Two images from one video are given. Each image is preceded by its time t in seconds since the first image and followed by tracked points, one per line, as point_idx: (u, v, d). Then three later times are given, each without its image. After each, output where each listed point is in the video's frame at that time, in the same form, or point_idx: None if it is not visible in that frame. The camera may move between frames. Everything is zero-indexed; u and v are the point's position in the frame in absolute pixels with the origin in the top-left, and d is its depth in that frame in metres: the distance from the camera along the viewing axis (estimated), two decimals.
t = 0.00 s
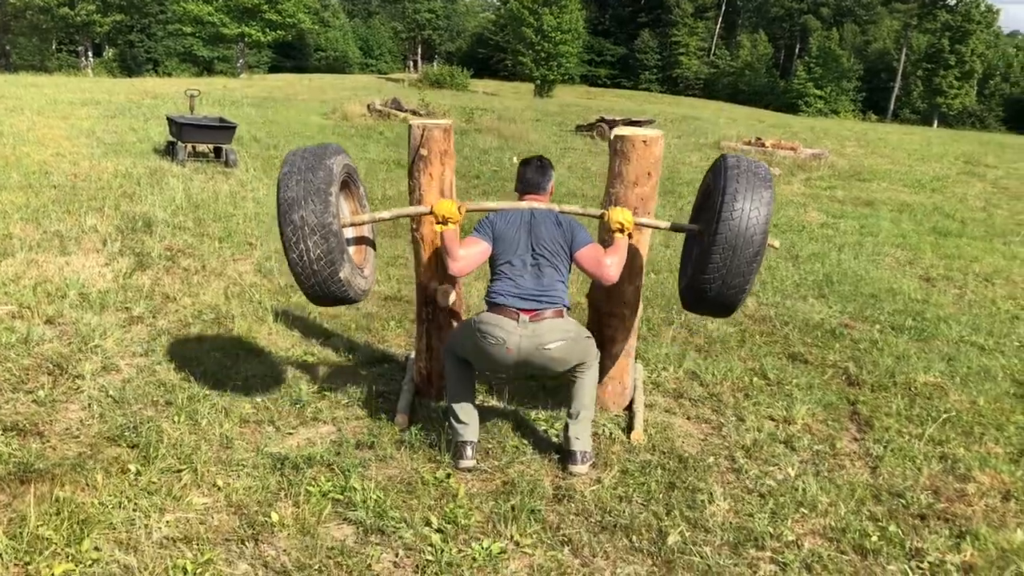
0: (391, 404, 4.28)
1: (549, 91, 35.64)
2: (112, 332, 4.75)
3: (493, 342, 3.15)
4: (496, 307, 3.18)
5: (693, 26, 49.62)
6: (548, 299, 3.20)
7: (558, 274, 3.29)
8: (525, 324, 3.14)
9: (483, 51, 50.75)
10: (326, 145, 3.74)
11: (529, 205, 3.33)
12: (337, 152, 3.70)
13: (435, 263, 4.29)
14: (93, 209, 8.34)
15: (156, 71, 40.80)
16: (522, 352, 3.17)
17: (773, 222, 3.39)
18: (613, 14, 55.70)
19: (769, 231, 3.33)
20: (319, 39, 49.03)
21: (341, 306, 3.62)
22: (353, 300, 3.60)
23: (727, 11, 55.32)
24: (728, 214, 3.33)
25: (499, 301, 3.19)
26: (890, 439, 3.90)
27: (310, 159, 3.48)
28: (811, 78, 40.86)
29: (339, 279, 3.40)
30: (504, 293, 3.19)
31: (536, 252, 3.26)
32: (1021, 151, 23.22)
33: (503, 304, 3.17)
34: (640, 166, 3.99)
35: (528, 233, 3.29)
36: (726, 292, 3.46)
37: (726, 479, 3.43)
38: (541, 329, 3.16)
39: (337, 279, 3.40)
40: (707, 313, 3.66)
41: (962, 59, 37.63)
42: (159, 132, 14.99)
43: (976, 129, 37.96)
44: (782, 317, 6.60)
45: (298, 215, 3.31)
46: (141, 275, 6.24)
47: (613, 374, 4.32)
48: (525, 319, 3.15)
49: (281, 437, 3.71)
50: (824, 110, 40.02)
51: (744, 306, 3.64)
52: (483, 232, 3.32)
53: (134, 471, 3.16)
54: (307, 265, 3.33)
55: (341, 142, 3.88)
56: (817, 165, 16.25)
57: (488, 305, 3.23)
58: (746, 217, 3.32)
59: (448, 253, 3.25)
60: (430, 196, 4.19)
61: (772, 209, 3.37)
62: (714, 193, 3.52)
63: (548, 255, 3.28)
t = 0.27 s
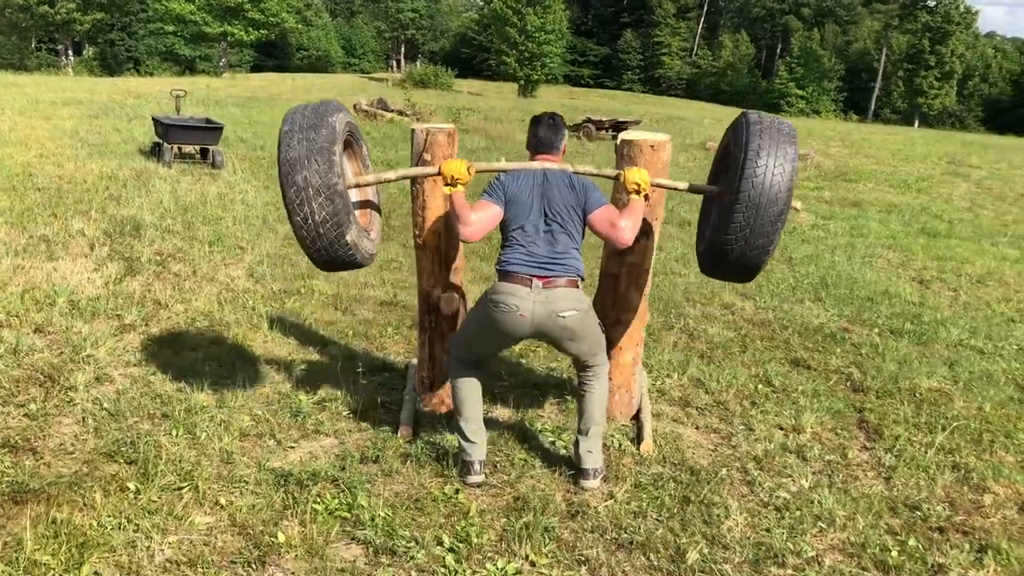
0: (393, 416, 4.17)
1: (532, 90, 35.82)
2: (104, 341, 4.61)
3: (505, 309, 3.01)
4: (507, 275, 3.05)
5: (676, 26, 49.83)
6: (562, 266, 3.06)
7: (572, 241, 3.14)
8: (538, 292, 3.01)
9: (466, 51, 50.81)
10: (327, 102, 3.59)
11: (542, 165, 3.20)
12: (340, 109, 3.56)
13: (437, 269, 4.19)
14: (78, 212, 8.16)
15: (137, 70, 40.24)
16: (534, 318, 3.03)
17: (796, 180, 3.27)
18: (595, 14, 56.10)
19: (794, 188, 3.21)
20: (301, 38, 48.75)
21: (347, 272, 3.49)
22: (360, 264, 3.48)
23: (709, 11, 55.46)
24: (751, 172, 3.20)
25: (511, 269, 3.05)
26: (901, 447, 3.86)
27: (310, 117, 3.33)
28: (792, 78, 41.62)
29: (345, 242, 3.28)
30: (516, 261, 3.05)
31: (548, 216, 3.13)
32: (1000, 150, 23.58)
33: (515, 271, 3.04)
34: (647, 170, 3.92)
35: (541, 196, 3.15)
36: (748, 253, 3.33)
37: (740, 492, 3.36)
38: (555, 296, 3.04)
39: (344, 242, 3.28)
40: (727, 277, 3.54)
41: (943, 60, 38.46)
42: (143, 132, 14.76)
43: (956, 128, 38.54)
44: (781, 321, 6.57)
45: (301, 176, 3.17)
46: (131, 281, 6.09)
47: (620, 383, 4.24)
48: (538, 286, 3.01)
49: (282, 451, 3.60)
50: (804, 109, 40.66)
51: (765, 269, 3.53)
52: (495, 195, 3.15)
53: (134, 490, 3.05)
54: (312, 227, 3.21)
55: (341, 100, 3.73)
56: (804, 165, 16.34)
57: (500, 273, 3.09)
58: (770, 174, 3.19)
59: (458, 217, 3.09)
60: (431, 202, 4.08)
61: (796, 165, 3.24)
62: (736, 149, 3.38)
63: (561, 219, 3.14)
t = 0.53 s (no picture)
0: (389, 431, 4.07)
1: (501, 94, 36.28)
2: (86, 353, 4.44)
3: (518, 281, 2.95)
4: (519, 245, 2.99)
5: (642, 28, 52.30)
6: (574, 234, 3.01)
7: (583, 208, 3.08)
8: (550, 260, 2.96)
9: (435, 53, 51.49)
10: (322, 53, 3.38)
11: (551, 120, 3.08)
12: (337, 59, 3.35)
13: (434, 282, 4.13)
14: (50, 218, 7.92)
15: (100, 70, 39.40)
16: (548, 288, 2.97)
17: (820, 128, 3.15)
18: (564, 18, 59.18)
19: (819, 136, 3.09)
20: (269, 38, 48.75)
21: (351, 232, 3.31)
22: (364, 222, 3.30)
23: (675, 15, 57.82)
24: (774, 120, 3.08)
25: (520, 239, 2.99)
26: (902, 459, 3.86)
27: (306, 65, 3.13)
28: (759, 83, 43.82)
29: (347, 196, 3.10)
30: (526, 230, 2.99)
31: (559, 179, 3.04)
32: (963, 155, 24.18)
33: (523, 240, 2.98)
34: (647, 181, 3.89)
35: (551, 156, 3.04)
36: (772, 205, 3.22)
37: (748, 507, 3.30)
38: (568, 266, 2.99)
39: (346, 196, 3.09)
40: (748, 233, 3.43)
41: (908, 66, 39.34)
42: (113, 135, 14.46)
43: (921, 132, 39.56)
44: (770, 329, 6.58)
45: (298, 126, 2.98)
46: (109, 290, 5.90)
47: (618, 395, 4.18)
48: (549, 254, 2.96)
49: (277, 468, 3.48)
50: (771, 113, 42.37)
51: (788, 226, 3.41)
52: (505, 153, 3.03)
53: (127, 513, 2.91)
54: (312, 181, 3.02)
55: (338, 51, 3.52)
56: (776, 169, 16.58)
57: (508, 243, 3.03)
58: (795, 121, 3.07)
59: (466, 178, 2.97)
60: (429, 213, 4.02)
61: (820, 112, 3.12)
62: (756, 99, 3.25)
63: (572, 181, 3.05)
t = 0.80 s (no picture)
0: (375, 438, 3.99)
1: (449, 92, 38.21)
2: (53, 363, 4.23)
3: (521, 276, 2.99)
4: (520, 242, 3.01)
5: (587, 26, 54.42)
6: (574, 227, 3.04)
7: (582, 201, 3.08)
8: (550, 255, 2.99)
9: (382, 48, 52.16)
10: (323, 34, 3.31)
11: (550, 109, 3.04)
12: (337, 42, 3.28)
13: (420, 284, 4.05)
14: None
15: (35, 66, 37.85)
16: (551, 283, 3.00)
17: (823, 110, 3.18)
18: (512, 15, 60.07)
19: (824, 117, 3.12)
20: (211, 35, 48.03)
21: (335, 223, 3.27)
22: (349, 215, 3.26)
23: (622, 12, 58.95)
24: (778, 106, 3.11)
25: (521, 236, 3.01)
26: (886, 457, 3.93)
27: (306, 47, 3.06)
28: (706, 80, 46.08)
29: (335, 189, 3.06)
30: (525, 228, 3.01)
31: (562, 168, 3.03)
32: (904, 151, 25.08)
33: (523, 236, 3.00)
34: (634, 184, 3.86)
35: (551, 145, 3.02)
36: (782, 190, 3.25)
37: (743, 511, 3.31)
38: (569, 259, 3.03)
39: (334, 188, 3.05)
40: (758, 219, 3.46)
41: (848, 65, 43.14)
42: (58, 133, 13.93)
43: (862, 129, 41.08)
44: (740, 327, 6.67)
45: (292, 111, 2.92)
46: (71, 296, 5.65)
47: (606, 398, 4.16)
48: (551, 249, 2.99)
49: (263, 481, 3.36)
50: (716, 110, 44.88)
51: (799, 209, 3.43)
52: (504, 145, 3.00)
53: (113, 532, 2.77)
54: (300, 169, 2.97)
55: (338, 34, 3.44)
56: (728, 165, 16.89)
57: (509, 240, 3.05)
58: (798, 105, 3.10)
59: (465, 170, 2.94)
60: (415, 215, 3.95)
61: (821, 94, 3.15)
62: (755, 86, 3.28)
63: (572, 173, 3.04)
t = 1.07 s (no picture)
0: (365, 447, 3.89)
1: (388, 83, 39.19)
2: (18, 378, 4.01)
3: (530, 282, 2.97)
4: (526, 247, 2.99)
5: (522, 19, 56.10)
6: (579, 232, 3.04)
7: (586, 205, 3.07)
8: (557, 260, 2.99)
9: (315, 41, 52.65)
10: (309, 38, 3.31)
11: (553, 110, 3.03)
12: (325, 44, 3.29)
13: (409, 290, 3.96)
14: None
15: None
16: (560, 290, 3.00)
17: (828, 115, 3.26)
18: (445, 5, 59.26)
19: (828, 121, 3.19)
20: (140, 27, 50.70)
21: (342, 229, 3.26)
22: (357, 219, 3.26)
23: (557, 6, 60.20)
24: (786, 103, 3.17)
25: (528, 241, 2.98)
26: (873, 453, 4.02)
27: (296, 50, 3.06)
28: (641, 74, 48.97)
29: (343, 191, 3.05)
30: (533, 233, 2.98)
31: (567, 171, 3.01)
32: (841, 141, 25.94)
33: (531, 242, 2.98)
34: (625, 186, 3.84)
35: (556, 148, 2.99)
36: (779, 188, 3.30)
37: (744, 511, 3.33)
38: (576, 264, 3.03)
39: (341, 191, 3.05)
40: (751, 217, 3.50)
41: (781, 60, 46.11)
42: None
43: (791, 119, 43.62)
44: (710, 324, 6.76)
45: (291, 116, 2.92)
46: (26, 305, 5.38)
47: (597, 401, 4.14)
48: (558, 254, 2.99)
49: (256, 496, 3.23)
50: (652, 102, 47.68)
51: (791, 212, 3.50)
52: (508, 149, 2.97)
53: (110, 556, 2.64)
54: (305, 175, 2.97)
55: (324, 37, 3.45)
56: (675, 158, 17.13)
57: (513, 245, 3.02)
58: (807, 105, 3.17)
59: (470, 174, 2.89)
60: (404, 219, 3.85)
61: (828, 99, 3.23)
62: (766, 82, 3.35)
63: (577, 176, 3.02)
